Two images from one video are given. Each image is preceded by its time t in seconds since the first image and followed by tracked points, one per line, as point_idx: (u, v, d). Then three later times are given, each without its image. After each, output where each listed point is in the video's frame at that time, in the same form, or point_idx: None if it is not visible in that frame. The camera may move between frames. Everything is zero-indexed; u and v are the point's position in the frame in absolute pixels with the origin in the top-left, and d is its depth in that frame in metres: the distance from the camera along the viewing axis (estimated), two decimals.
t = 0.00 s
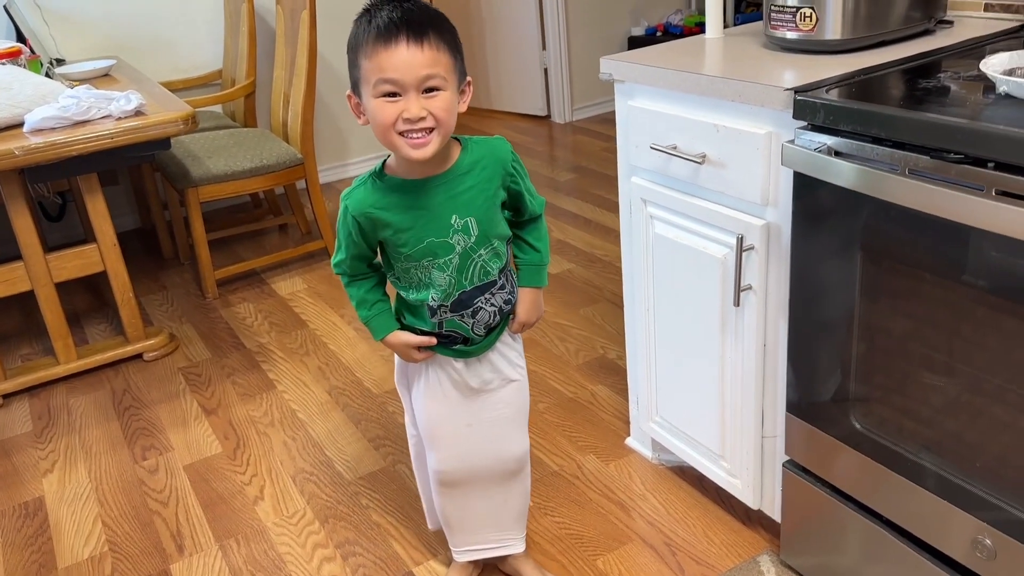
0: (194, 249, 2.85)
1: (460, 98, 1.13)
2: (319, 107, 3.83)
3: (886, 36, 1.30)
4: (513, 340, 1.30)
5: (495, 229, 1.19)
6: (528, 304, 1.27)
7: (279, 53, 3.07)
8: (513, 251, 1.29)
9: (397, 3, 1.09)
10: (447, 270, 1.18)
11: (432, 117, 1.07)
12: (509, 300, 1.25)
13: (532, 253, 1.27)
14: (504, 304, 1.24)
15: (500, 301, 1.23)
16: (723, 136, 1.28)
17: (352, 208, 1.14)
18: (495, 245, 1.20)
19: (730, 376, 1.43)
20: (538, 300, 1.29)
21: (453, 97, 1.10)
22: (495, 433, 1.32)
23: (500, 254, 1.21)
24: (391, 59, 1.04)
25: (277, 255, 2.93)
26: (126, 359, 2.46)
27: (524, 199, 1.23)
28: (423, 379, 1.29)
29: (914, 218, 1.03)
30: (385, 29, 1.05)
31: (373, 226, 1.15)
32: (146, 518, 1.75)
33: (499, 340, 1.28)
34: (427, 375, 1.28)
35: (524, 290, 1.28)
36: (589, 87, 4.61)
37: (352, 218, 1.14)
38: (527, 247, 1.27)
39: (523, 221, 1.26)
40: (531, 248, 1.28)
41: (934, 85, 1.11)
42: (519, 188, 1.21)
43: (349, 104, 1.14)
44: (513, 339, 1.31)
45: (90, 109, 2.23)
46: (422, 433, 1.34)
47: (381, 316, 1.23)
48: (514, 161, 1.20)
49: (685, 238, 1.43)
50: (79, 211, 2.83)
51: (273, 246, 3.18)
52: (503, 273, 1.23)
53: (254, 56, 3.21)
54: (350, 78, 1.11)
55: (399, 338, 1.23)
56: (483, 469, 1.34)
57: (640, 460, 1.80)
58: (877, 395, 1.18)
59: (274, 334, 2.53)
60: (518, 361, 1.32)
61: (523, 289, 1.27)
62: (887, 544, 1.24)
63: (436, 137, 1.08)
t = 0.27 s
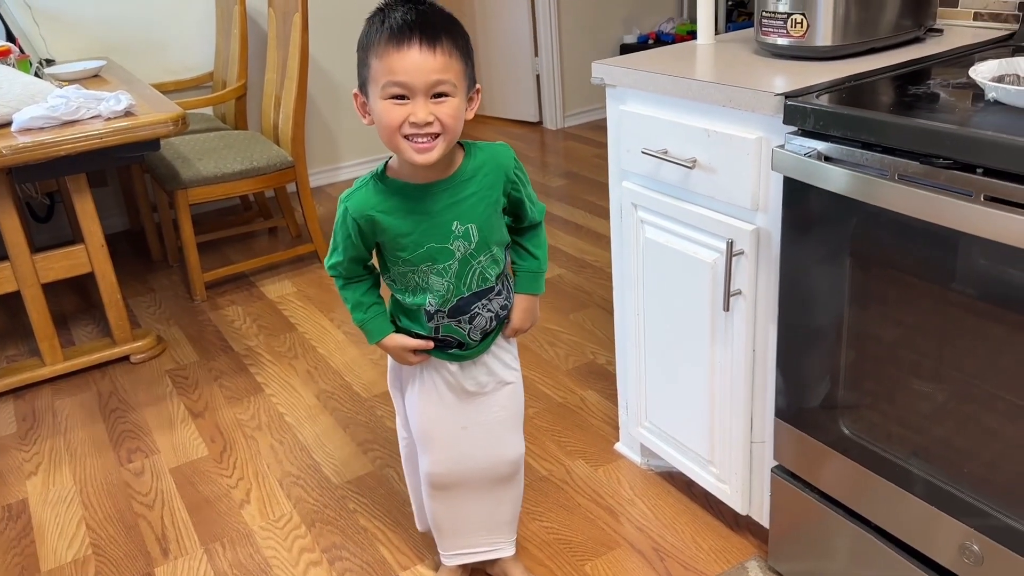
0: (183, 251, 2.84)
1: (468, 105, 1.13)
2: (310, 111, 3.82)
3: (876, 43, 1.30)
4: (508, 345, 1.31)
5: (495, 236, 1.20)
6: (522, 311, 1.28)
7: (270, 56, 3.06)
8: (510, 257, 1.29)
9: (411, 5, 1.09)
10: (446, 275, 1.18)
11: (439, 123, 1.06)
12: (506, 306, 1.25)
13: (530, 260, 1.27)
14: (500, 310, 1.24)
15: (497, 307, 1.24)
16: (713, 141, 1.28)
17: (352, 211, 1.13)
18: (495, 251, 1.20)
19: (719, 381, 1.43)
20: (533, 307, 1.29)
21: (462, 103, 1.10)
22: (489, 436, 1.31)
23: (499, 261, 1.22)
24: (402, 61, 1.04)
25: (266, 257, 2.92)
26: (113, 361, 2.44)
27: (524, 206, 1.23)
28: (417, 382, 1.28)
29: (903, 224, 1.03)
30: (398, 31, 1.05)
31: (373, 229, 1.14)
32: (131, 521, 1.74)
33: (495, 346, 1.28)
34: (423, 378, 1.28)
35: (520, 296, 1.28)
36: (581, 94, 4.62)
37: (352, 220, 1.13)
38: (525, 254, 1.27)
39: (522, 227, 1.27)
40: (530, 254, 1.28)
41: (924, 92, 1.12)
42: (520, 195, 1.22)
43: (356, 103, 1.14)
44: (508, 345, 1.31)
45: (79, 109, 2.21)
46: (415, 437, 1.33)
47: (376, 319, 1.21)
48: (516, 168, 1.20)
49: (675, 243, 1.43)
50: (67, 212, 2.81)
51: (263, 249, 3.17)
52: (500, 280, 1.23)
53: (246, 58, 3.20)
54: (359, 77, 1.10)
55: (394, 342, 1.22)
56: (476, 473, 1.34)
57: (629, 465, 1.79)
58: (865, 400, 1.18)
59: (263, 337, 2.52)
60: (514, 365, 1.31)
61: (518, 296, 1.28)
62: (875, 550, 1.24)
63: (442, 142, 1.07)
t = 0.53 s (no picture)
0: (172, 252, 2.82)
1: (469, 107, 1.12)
2: (302, 111, 3.81)
3: (868, 48, 1.31)
4: (506, 348, 1.30)
5: (497, 242, 1.19)
6: (521, 316, 1.27)
7: (263, 56, 3.05)
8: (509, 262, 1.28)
9: (405, 8, 1.09)
10: (448, 282, 1.17)
11: (440, 125, 1.05)
12: (506, 312, 1.25)
13: (531, 265, 1.27)
14: (501, 316, 1.24)
15: (497, 313, 1.23)
16: (705, 145, 1.28)
17: (353, 216, 1.11)
18: (496, 258, 1.20)
19: (710, 384, 1.43)
20: (533, 312, 1.28)
21: (462, 104, 1.09)
22: (486, 441, 1.31)
23: (500, 267, 1.21)
24: (398, 64, 1.03)
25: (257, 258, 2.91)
26: (101, 361, 2.42)
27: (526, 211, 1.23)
28: (414, 386, 1.27)
29: (893, 230, 1.04)
30: (393, 34, 1.04)
31: (374, 234, 1.13)
32: (118, 522, 1.72)
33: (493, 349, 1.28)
34: (419, 383, 1.27)
35: (519, 301, 1.27)
36: (574, 97, 4.62)
37: (353, 225, 1.12)
38: (525, 258, 1.27)
39: (523, 232, 1.26)
40: (530, 259, 1.27)
41: (915, 97, 1.12)
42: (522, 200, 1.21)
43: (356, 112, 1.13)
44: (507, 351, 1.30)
45: (69, 107, 2.20)
46: (411, 441, 1.32)
47: (375, 324, 1.20)
48: (519, 173, 1.20)
49: (667, 246, 1.43)
50: (56, 211, 2.79)
51: (254, 250, 3.16)
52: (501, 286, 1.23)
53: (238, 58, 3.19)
54: (357, 84, 1.10)
55: (393, 347, 1.21)
56: (472, 477, 1.33)
57: (620, 468, 1.79)
58: (855, 405, 1.18)
59: (253, 338, 2.51)
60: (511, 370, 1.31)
61: (518, 300, 1.27)
62: (864, 555, 1.24)
63: (444, 144, 1.07)
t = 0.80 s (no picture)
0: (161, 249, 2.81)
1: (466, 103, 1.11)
2: (294, 110, 3.80)
3: (860, 47, 1.31)
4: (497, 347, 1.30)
5: (490, 243, 1.18)
6: (513, 316, 1.26)
7: (254, 53, 3.04)
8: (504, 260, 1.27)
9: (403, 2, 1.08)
10: (439, 281, 1.17)
11: (436, 122, 1.05)
12: (497, 314, 1.24)
13: (526, 265, 1.26)
14: (492, 317, 1.23)
15: (488, 314, 1.23)
16: (697, 143, 1.28)
17: (345, 213, 1.10)
18: (489, 259, 1.19)
19: (700, 383, 1.43)
20: (525, 311, 1.27)
21: (459, 100, 1.08)
22: (475, 440, 1.30)
23: (493, 268, 1.20)
24: (395, 59, 1.03)
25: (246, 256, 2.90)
26: (89, 359, 2.40)
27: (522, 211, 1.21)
28: (404, 382, 1.27)
29: (883, 229, 1.04)
30: (389, 29, 1.04)
31: (365, 231, 1.12)
32: (105, 519, 1.71)
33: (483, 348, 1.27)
34: (409, 380, 1.27)
35: (512, 300, 1.26)
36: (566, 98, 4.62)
37: (344, 222, 1.11)
38: (520, 257, 1.26)
39: (518, 231, 1.25)
40: (525, 258, 1.26)
41: (906, 95, 1.12)
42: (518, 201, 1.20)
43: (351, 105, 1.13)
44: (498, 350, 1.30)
45: (57, 102, 2.19)
46: (400, 436, 1.32)
47: (364, 320, 1.20)
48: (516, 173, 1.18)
49: (658, 244, 1.43)
50: (45, 207, 2.77)
51: (243, 248, 3.14)
52: (493, 287, 1.22)
53: (229, 55, 3.17)
54: (353, 78, 1.09)
55: (381, 344, 1.20)
56: (460, 475, 1.33)
57: (610, 467, 1.79)
58: (845, 404, 1.19)
59: (242, 336, 2.49)
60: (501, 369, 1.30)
61: (511, 299, 1.26)
62: (853, 553, 1.24)
63: (439, 142, 1.06)
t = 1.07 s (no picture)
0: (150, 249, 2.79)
1: (456, 106, 1.11)
2: (284, 109, 3.79)
3: (850, 51, 1.31)
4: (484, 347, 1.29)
5: (471, 242, 1.17)
6: (501, 317, 1.25)
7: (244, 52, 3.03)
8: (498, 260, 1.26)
9: None
10: (416, 277, 1.16)
11: (423, 125, 1.05)
12: (479, 315, 1.23)
13: (517, 266, 1.24)
14: (473, 318, 1.23)
15: (469, 315, 1.22)
16: (687, 146, 1.28)
17: (325, 201, 1.10)
18: (469, 258, 1.18)
19: (690, 386, 1.43)
20: (515, 313, 1.26)
21: (449, 104, 1.08)
22: (457, 443, 1.30)
23: (475, 268, 1.20)
24: (386, 58, 1.02)
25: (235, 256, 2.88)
26: (77, 359, 2.39)
27: (510, 212, 1.20)
28: (389, 378, 1.28)
29: (873, 233, 1.04)
30: (383, 26, 1.03)
31: (344, 221, 1.12)
32: (92, 521, 1.70)
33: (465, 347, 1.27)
34: (393, 378, 1.28)
35: (501, 301, 1.25)
36: (558, 99, 4.63)
37: (324, 211, 1.11)
38: (512, 258, 1.24)
39: (511, 232, 1.23)
40: (518, 259, 1.24)
41: (896, 100, 1.13)
42: (505, 201, 1.19)
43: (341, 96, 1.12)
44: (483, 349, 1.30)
45: (46, 100, 2.17)
46: (385, 434, 1.33)
47: (343, 311, 1.20)
48: (503, 173, 1.17)
49: (648, 246, 1.43)
50: (32, 205, 2.75)
51: (233, 248, 3.13)
52: (475, 287, 1.22)
53: (219, 54, 3.16)
54: (343, 70, 1.09)
55: (359, 336, 1.21)
56: (441, 478, 1.32)
57: (599, 469, 1.79)
58: (834, 408, 1.19)
59: (231, 336, 2.48)
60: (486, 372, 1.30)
61: (502, 300, 1.25)
62: (842, 555, 1.24)
63: (424, 146, 1.06)
